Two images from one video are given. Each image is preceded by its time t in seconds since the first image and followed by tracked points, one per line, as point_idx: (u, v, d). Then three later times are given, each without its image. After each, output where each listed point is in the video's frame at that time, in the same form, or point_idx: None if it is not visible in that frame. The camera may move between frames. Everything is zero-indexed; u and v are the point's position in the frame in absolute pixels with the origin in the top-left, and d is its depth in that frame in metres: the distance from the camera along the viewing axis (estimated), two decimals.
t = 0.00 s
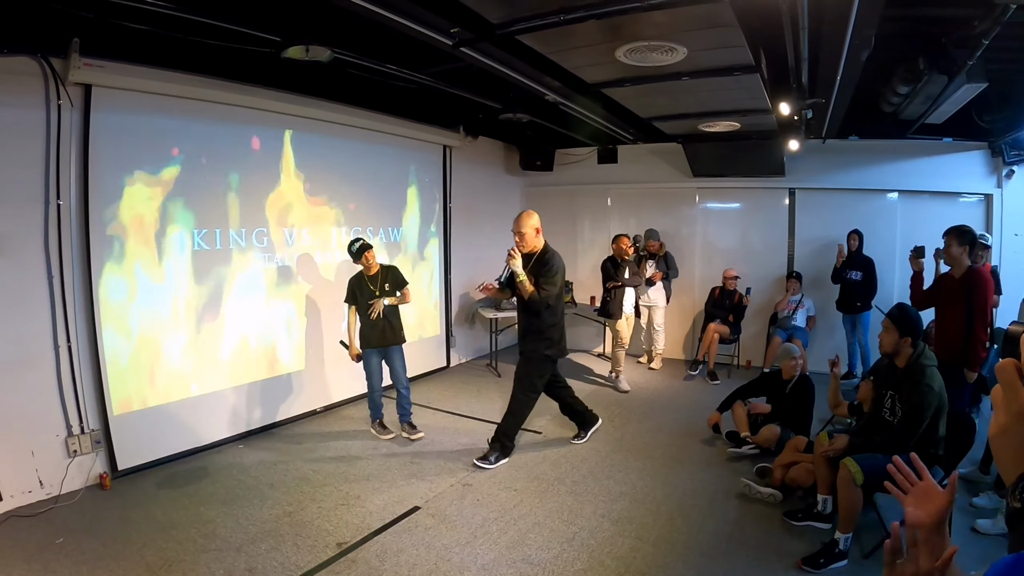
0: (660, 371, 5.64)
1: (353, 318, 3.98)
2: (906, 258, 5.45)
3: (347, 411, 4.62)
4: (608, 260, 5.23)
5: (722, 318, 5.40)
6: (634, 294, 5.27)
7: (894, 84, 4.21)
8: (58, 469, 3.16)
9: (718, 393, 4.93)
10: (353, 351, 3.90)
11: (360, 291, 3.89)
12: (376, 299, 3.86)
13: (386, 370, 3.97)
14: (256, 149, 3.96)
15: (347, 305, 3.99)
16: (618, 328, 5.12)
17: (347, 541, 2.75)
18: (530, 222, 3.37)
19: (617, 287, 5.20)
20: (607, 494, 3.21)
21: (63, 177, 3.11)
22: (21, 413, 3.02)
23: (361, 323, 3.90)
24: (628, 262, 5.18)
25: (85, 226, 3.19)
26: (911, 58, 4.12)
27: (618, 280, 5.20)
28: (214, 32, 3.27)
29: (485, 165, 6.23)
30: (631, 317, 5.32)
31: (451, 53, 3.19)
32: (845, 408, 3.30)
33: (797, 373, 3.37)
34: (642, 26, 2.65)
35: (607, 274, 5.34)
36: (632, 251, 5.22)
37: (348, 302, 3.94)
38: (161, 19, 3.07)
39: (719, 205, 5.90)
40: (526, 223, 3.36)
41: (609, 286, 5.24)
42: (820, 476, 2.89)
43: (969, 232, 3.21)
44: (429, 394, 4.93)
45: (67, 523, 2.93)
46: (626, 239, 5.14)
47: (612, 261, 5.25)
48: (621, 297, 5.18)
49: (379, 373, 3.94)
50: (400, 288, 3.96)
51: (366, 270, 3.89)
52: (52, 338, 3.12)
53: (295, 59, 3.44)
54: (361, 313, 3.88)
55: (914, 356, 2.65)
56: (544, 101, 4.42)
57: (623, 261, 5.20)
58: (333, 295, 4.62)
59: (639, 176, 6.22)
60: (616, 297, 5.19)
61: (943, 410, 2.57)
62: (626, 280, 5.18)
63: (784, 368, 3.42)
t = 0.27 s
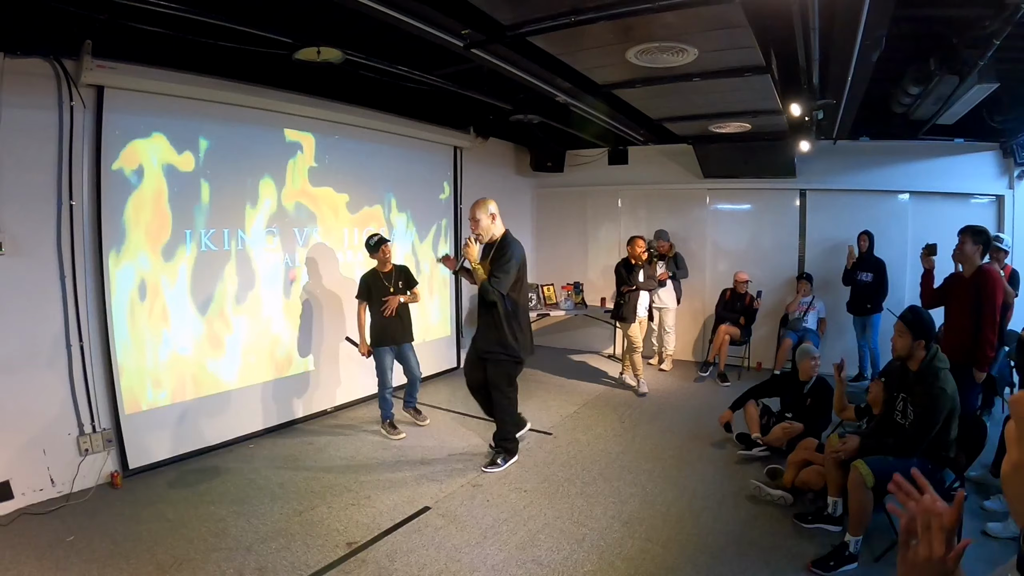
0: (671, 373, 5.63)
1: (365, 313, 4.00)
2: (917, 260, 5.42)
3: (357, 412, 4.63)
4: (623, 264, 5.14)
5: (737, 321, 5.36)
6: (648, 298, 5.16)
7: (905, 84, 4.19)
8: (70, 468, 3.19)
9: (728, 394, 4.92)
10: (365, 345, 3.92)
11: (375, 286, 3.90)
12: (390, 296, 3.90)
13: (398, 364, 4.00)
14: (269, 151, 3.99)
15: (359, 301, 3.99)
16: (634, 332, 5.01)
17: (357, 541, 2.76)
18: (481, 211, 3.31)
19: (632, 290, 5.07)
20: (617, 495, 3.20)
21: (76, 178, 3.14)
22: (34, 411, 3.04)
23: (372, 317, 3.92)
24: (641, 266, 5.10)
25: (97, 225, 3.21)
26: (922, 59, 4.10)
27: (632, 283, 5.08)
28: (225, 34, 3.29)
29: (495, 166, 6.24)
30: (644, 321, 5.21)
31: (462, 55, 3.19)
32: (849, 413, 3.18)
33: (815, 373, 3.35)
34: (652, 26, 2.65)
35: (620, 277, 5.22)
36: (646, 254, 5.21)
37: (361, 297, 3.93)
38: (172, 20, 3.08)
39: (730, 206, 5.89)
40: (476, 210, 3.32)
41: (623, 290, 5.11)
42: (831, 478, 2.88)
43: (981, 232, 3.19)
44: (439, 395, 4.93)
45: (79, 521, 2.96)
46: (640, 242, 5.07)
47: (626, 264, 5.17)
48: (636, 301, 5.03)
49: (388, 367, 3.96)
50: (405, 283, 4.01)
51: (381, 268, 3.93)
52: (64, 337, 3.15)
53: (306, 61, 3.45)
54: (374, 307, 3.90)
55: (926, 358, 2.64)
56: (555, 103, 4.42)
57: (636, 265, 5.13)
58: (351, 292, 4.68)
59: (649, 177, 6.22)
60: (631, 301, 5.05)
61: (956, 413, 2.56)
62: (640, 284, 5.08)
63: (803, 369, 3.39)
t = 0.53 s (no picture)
0: (682, 374, 5.63)
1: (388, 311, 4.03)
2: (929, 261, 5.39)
3: (368, 412, 4.65)
4: (639, 268, 5.19)
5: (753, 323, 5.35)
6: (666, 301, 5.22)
7: (916, 85, 4.17)
8: (83, 466, 3.22)
9: (738, 396, 4.91)
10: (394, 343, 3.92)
11: (401, 286, 3.92)
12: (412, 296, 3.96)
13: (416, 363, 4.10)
14: (281, 153, 4.02)
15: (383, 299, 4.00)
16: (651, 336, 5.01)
17: (368, 541, 2.77)
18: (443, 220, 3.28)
19: (648, 293, 5.12)
20: (628, 496, 3.21)
21: (90, 180, 3.17)
22: (48, 410, 3.07)
23: (396, 316, 3.94)
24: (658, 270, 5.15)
25: (111, 227, 3.24)
26: (934, 59, 4.08)
27: (648, 287, 5.13)
28: (238, 36, 3.31)
29: (506, 167, 6.25)
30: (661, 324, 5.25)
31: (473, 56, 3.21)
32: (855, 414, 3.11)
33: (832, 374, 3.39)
34: (663, 28, 2.65)
35: (638, 280, 5.26)
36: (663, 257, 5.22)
37: (386, 295, 3.94)
38: (185, 23, 3.11)
39: (741, 208, 5.88)
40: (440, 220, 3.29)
41: (640, 293, 5.15)
42: (842, 480, 2.87)
43: (993, 233, 3.19)
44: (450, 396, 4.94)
45: (92, 519, 2.98)
46: (657, 244, 5.09)
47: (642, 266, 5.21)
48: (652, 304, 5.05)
49: (409, 367, 3.98)
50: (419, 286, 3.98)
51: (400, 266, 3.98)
52: (79, 338, 3.18)
53: (318, 63, 3.47)
54: (399, 307, 3.93)
55: (940, 361, 2.63)
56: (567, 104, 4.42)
57: (654, 268, 5.16)
58: (373, 291, 4.78)
59: (660, 179, 6.21)
60: (648, 305, 5.07)
61: (967, 414, 2.55)
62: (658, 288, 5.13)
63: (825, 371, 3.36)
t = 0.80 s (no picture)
0: (691, 375, 5.62)
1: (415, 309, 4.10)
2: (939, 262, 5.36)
3: (378, 412, 4.66)
4: (654, 269, 5.17)
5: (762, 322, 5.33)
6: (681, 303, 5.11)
7: (927, 85, 4.15)
8: (93, 465, 3.24)
9: (748, 397, 4.90)
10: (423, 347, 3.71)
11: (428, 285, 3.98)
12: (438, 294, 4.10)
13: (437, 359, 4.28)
14: (292, 153, 4.03)
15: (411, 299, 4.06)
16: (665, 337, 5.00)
17: (378, 540, 2.79)
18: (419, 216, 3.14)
19: (662, 295, 5.08)
20: (638, 497, 3.20)
21: (102, 180, 3.19)
22: (60, 409, 3.10)
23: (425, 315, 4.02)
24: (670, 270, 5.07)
25: (123, 227, 3.26)
26: (945, 59, 4.05)
27: (663, 289, 5.07)
28: (248, 37, 3.33)
29: (517, 168, 6.25)
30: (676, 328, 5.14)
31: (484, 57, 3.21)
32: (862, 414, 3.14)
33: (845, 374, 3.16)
34: (672, 28, 2.65)
35: (654, 280, 5.20)
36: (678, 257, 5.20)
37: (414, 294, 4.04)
38: (196, 24, 3.12)
39: (751, 208, 5.86)
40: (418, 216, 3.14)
41: (654, 295, 5.12)
42: (851, 482, 2.86)
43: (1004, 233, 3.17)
44: (460, 396, 4.95)
45: (102, 517, 3.00)
46: (674, 245, 5.09)
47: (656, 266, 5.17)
48: (667, 306, 5.03)
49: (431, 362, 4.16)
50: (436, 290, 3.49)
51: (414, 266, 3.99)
52: (90, 337, 3.20)
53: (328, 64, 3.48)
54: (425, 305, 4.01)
55: (949, 361, 2.61)
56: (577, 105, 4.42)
57: (666, 269, 5.11)
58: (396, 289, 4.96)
59: (671, 179, 6.21)
60: (662, 306, 5.05)
61: (977, 416, 2.54)
62: (672, 289, 5.07)
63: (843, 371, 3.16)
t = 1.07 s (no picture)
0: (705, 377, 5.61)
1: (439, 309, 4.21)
2: (955, 263, 5.32)
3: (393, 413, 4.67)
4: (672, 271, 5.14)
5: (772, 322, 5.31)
6: (701, 305, 4.98)
7: (942, 85, 4.13)
8: (111, 463, 3.28)
9: (762, 399, 4.89)
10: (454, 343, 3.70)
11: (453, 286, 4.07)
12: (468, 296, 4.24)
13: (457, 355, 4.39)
14: (309, 156, 4.07)
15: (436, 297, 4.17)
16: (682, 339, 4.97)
17: (393, 540, 2.80)
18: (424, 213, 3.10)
19: (681, 297, 5.03)
20: (652, 499, 3.21)
21: (120, 182, 3.24)
22: (78, 408, 3.15)
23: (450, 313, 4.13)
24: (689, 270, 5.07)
25: (140, 229, 3.30)
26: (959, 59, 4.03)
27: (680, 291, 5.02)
28: (263, 40, 3.36)
29: (531, 170, 6.27)
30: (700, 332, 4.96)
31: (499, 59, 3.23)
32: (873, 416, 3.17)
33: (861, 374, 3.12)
34: (685, 31, 2.65)
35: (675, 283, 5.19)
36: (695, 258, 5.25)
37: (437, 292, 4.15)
38: (213, 28, 3.16)
39: (766, 209, 5.84)
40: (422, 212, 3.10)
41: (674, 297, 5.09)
42: (866, 484, 2.85)
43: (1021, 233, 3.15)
44: (475, 397, 4.97)
45: (120, 515, 3.04)
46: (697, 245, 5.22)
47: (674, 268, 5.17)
48: (684, 308, 4.97)
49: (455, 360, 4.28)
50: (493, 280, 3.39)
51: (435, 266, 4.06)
52: (108, 337, 3.24)
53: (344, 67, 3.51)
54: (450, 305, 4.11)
55: (964, 362, 2.60)
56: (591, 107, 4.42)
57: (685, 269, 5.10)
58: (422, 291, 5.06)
59: (685, 181, 6.20)
60: (679, 308, 5.00)
61: (992, 418, 2.52)
62: (690, 290, 5.01)
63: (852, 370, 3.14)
